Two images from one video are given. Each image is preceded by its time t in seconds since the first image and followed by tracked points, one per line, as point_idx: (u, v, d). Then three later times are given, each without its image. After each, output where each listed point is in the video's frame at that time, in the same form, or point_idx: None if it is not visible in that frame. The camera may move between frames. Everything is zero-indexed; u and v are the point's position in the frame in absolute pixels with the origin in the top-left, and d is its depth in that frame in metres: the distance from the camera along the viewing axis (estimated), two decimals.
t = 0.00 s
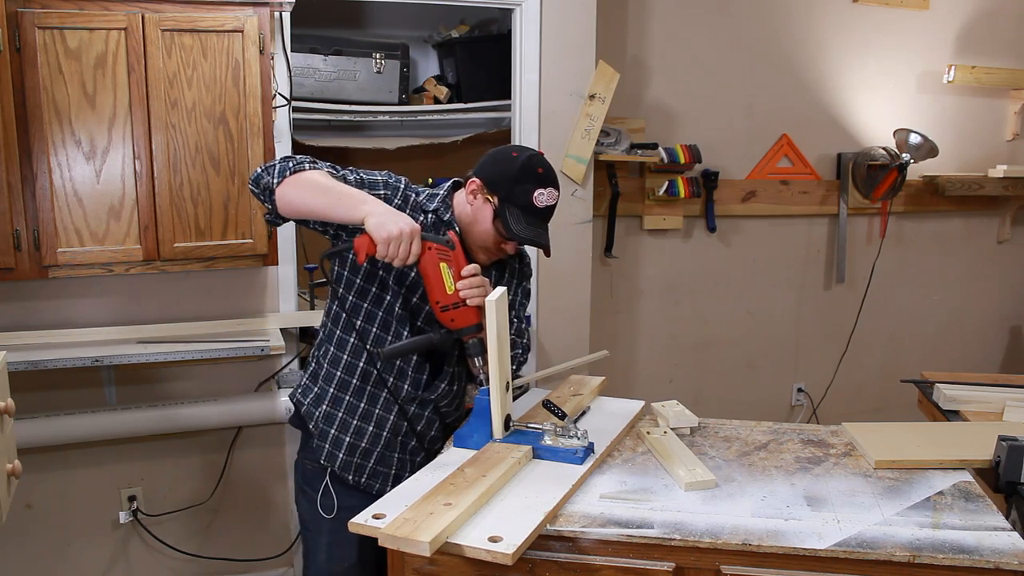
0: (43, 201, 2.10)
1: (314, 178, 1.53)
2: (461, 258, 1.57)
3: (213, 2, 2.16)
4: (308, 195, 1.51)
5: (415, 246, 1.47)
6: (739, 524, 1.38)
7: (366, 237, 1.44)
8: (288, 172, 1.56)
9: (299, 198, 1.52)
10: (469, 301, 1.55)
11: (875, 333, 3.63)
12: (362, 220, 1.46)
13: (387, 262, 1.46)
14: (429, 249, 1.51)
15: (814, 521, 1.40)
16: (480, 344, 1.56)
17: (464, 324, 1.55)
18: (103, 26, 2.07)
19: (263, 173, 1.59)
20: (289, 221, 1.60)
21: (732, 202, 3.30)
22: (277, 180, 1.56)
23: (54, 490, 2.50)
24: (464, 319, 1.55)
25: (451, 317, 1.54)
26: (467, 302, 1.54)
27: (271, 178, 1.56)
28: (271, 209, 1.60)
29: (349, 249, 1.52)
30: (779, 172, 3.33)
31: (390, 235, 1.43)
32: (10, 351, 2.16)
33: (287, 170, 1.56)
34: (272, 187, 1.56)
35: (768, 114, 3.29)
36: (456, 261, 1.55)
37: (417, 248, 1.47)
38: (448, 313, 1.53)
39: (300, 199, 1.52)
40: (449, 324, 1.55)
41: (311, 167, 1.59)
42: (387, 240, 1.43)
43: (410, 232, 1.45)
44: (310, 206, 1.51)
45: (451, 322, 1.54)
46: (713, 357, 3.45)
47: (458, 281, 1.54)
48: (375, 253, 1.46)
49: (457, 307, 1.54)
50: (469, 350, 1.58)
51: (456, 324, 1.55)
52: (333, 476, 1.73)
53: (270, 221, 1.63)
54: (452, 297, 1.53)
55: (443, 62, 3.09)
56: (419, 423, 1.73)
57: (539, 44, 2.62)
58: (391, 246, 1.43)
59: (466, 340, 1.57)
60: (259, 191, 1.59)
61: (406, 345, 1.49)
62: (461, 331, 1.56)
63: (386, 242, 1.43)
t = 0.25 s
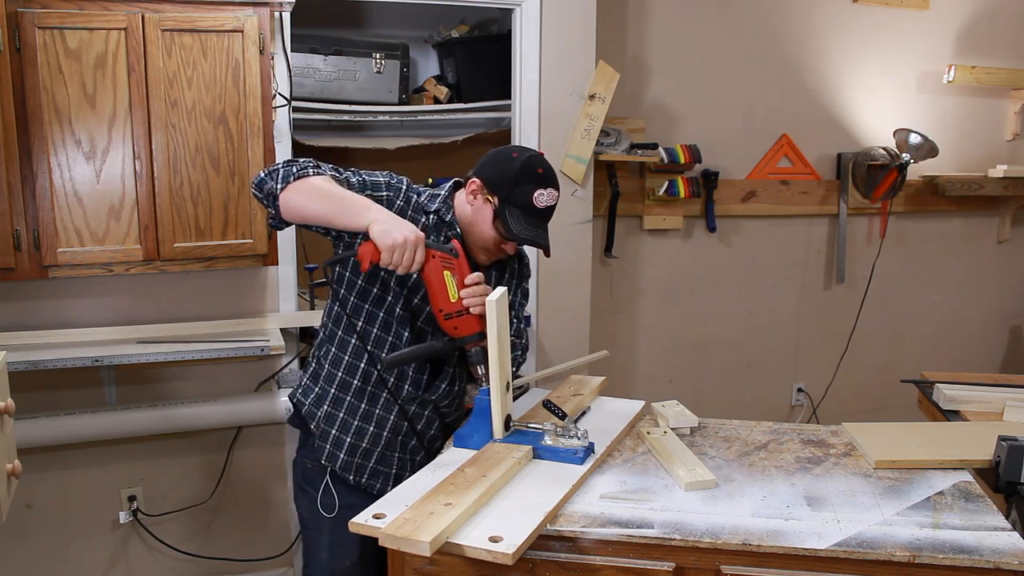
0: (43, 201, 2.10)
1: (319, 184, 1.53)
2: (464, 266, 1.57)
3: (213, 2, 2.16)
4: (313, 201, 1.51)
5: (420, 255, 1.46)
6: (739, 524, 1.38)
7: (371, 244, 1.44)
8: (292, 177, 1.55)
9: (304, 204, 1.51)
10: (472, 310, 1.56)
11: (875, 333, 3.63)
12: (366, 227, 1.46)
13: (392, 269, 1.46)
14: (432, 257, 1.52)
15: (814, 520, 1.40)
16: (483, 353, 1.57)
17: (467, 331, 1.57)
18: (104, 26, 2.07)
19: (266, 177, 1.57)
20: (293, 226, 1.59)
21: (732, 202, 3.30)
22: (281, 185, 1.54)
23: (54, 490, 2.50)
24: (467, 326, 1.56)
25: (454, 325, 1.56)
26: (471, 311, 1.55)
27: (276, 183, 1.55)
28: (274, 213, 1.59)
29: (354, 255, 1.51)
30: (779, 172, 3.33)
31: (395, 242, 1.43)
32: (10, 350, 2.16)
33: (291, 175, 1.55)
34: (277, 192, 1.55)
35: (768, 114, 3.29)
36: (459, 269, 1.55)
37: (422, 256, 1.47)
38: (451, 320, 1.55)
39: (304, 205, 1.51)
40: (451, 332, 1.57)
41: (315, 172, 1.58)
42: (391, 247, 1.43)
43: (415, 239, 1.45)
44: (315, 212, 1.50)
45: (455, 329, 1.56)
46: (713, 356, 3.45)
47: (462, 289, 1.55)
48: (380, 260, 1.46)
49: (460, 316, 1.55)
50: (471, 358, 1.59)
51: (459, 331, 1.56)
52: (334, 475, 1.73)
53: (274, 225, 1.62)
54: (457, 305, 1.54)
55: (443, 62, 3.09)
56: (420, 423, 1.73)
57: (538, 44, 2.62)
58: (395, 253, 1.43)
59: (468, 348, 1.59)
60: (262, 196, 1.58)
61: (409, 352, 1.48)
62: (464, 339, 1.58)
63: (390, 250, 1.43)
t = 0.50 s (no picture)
0: (43, 201, 2.10)
1: (325, 182, 1.53)
2: (471, 258, 1.58)
3: (213, 2, 2.16)
4: (320, 198, 1.50)
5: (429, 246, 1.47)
6: (739, 524, 1.38)
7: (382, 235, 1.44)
8: (298, 179, 1.54)
9: (311, 202, 1.51)
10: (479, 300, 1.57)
11: (875, 333, 3.63)
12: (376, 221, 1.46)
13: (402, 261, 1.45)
14: (442, 249, 1.52)
15: (814, 520, 1.40)
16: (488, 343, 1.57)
17: (475, 322, 1.57)
18: (104, 27, 2.07)
19: (270, 181, 1.55)
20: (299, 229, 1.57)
21: (732, 202, 3.30)
22: (287, 189, 1.52)
23: (54, 490, 2.50)
24: (474, 317, 1.56)
25: (462, 316, 1.55)
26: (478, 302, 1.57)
27: (281, 186, 1.53)
28: (279, 218, 1.57)
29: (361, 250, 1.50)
30: (779, 172, 3.33)
31: (407, 232, 1.43)
32: (10, 350, 2.16)
33: (296, 177, 1.54)
34: (282, 195, 1.53)
35: (768, 114, 3.29)
36: (468, 261, 1.57)
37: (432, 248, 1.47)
38: (461, 311, 1.54)
39: (311, 202, 1.51)
40: (460, 323, 1.56)
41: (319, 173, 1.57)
42: (404, 237, 1.43)
43: (426, 230, 1.45)
44: (323, 209, 1.50)
45: (463, 321, 1.56)
46: (713, 357, 3.45)
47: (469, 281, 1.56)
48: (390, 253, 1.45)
49: (468, 307, 1.55)
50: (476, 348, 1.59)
51: (467, 322, 1.56)
52: (335, 477, 1.72)
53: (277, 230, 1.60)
54: (465, 296, 1.55)
55: (443, 62, 3.09)
56: (423, 422, 1.75)
57: (539, 44, 2.62)
58: (407, 243, 1.43)
59: (473, 340, 1.58)
60: (266, 201, 1.56)
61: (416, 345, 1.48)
62: (469, 331, 1.57)
63: (402, 240, 1.43)
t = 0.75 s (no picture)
0: (43, 200, 2.10)
1: (298, 185, 1.54)
2: (457, 251, 1.55)
3: (213, 2, 2.16)
4: (295, 202, 1.52)
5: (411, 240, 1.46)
6: (739, 524, 1.38)
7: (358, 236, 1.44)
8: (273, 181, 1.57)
9: (286, 206, 1.52)
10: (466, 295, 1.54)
11: (875, 333, 3.63)
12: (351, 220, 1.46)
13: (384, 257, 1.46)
14: (426, 242, 1.48)
15: (813, 520, 1.40)
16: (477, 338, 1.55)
17: (462, 317, 1.54)
18: (104, 26, 2.07)
19: (249, 184, 1.59)
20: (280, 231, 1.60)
21: (732, 202, 3.30)
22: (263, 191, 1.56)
23: (54, 490, 2.50)
24: (461, 312, 1.54)
25: (448, 310, 1.53)
26: (463, 296, 1.54)
27: (258, 188, 1.57)
28: (259, 220, 1.59)
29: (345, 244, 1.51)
30: (779, 172, 3.33)
31: (383, 234, 1.42)
32: (10, 350, 2.16)
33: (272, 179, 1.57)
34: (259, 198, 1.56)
35: (768, 114, 3.29)
36: (451, 255, 1.53)
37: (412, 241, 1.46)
38: (444, 306, 1.52)
39: (287, 206, 1.52)
40: (445, 317, 1.54)
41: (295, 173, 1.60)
42: (381, 240, 1.42)
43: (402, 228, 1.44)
44: (299, 211, 1.51)
45: (448, 315, 1.53)
46: (713, 356, 3.45)
47: (454, 276, 1.53)
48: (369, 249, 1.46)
49: (454, 301, 1.52)
50: (467, 342, 1.56)
51: (454, 317, 1.54)
52: (338, 476, 1.72)
53: (261, 233, 1.63)
54: (450, 291, 1.52)
55: (443, 62, 3.09)
56: (421, 419, 1.73)
57: (539, 44, 2.62)
58: (385, 246, 1.43)
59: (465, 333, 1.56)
60: (245, 204, 1.59)
61: (399, 338, 1.48)
62: (459, 325, 1.55)
63: (380, 243, 1.42)
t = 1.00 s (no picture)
0: (43, 200, 2.10)
1: (307, 190, 1.54)
2: (461, 261, 1.54)
3: (213, 2, 2.16)
4: (304, 207, 1.51)
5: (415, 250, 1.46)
6: (739, 524, 1.38)
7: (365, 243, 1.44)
8: (280, 184, 1.56)
9: (295, 211, 1.52)
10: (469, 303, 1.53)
11: (875, 333, 3.63)
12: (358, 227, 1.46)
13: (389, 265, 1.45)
14: (429, 251, 1.48)
15: (813, 520, 1.40)
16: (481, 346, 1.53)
17: (465, 325, 1.53)
18: (104, 26, 2.07)
19: (255, 188, 1.58)
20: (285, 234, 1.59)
21: (732, 202, 3.30)
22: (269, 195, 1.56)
23: (54, 490, 2.50)
24: (464, 320, 1.52)
25: (451, 319, 1.52)
26: (467, 305, 1.52)
27: (264, 194, 1.56)
28: (265, 223, 1.60)
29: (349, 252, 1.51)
30: (779, 172, 3.33)
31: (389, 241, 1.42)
32: (9, 350, 2.16)
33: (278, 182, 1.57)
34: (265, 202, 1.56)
35: (768, 113, 3.29)
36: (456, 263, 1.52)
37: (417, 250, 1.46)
38: (448, 314, 1.51)
39: (295, 211, 1.52)
40: (449, 326, 1.52)
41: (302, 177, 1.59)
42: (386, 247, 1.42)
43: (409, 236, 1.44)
44: (307, 216, 1.51)
45: (452, 323, 1.52)
46: (713, 356, 3.45)
47: (458, 284, 1.52)
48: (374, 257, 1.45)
49: (457, 309, 1.51)
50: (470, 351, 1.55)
51: (456, 325, 1.52)
52: (343, 479, 1.72)
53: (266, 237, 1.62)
54: (453, 299, 1.50)
55: (443, 62, 3.09)
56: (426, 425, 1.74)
57: (539, 44, 2.62)
58: (390, 253, 1.43)
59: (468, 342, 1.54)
60: (252, 206, 1.60)
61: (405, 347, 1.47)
62: (462, 333, 1.53)
63: (385, 250, 1.42)
